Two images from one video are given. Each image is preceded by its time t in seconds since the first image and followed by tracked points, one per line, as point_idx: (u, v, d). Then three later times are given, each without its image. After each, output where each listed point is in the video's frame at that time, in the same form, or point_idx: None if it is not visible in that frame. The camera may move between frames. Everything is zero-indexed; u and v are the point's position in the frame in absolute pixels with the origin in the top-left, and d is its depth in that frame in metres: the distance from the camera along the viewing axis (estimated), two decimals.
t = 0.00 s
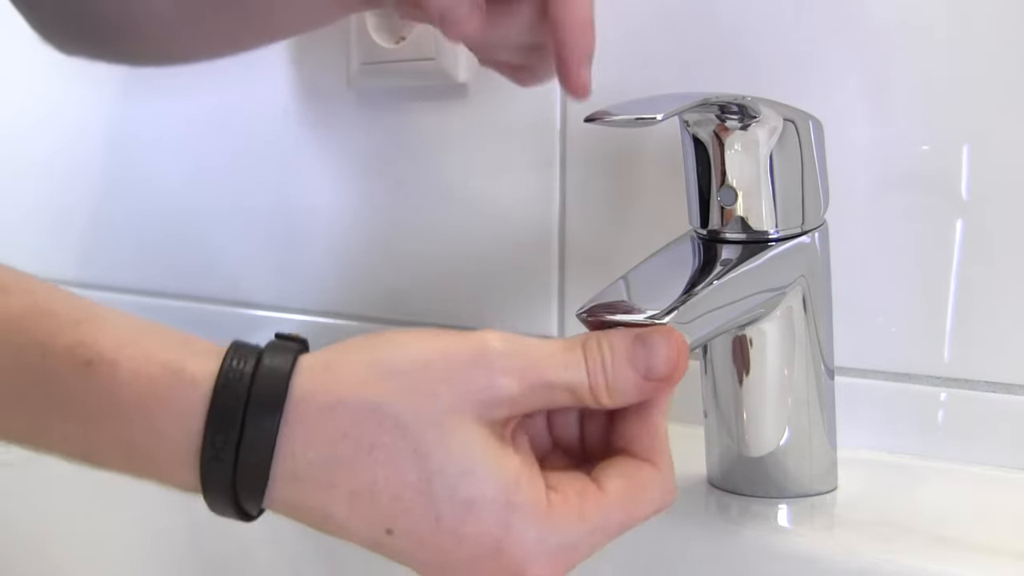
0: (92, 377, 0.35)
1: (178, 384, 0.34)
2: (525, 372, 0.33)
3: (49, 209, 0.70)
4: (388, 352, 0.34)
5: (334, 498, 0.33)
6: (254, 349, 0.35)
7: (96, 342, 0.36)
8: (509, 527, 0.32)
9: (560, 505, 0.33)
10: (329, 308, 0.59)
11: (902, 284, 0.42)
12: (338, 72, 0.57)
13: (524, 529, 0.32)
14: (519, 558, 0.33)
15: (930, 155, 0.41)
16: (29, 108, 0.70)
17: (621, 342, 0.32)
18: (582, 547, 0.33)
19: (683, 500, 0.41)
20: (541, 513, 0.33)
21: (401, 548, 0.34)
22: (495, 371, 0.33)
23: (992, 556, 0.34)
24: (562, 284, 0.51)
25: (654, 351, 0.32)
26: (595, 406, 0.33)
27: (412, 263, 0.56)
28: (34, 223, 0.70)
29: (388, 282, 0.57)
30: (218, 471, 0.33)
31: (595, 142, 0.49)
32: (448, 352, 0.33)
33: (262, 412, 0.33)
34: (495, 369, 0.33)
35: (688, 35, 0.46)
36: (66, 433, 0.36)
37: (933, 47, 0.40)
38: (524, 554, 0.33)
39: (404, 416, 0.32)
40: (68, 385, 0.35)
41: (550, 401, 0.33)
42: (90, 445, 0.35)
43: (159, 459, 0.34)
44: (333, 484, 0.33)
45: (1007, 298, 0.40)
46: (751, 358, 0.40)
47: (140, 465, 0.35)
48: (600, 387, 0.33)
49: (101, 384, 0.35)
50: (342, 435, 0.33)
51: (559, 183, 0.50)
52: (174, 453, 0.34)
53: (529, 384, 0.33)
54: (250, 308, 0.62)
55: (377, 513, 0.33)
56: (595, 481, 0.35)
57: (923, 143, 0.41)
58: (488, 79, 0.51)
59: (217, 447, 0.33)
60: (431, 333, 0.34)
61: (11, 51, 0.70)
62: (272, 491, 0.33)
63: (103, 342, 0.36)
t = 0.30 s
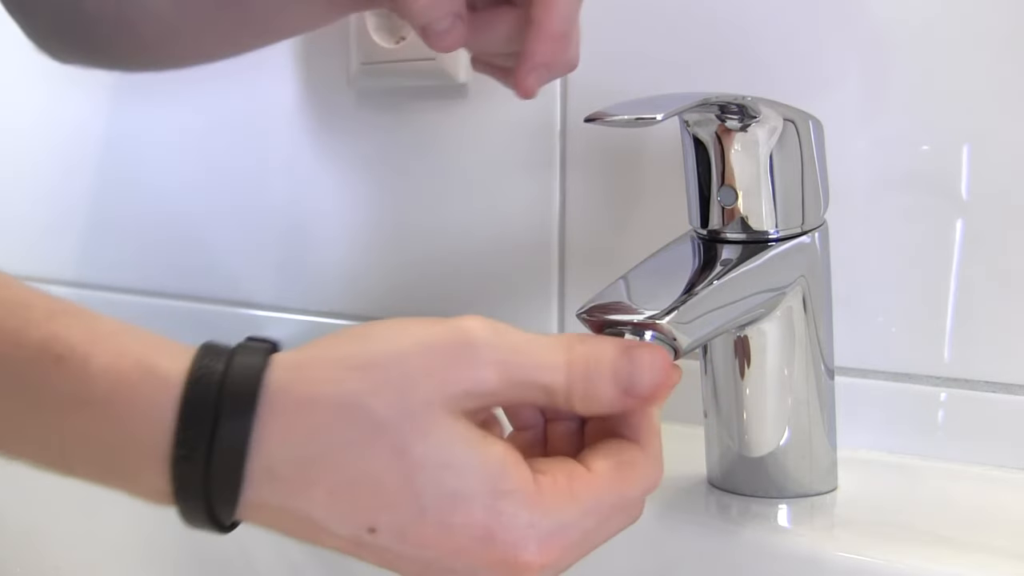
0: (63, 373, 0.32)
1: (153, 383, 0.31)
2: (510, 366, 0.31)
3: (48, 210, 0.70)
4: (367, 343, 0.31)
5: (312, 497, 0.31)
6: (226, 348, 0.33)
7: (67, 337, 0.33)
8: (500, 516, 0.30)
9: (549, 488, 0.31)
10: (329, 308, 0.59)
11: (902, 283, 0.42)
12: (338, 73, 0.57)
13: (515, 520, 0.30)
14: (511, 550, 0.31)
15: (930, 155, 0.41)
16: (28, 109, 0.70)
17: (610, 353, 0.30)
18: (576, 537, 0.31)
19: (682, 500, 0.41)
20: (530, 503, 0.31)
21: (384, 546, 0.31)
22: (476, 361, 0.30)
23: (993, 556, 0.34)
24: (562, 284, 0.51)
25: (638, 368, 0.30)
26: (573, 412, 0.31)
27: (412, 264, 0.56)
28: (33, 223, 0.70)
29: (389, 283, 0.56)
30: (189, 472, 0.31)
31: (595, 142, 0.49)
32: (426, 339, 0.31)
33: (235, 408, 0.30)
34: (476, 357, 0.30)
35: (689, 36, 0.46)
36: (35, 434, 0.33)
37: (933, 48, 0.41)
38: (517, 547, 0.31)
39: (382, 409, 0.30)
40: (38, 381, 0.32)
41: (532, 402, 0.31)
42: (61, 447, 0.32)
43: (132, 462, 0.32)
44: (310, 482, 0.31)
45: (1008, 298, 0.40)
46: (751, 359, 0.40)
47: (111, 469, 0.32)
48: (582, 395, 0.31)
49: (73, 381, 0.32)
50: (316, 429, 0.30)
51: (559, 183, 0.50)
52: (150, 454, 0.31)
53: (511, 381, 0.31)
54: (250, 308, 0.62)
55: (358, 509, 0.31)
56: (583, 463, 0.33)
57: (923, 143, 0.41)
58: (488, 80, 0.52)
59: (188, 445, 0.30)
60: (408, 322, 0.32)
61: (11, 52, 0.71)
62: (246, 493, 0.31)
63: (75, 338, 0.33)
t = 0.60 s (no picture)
0: (57, 404, 0.31)
1: (143, 407, 0.30)
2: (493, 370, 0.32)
3: (51, 209, 0.70)
4: (356, 353, 0.31)
5: (315, 511, 0.30)
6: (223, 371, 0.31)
7: (60, 365, 0.32)
8: (506, 513, 0.29)
9: (550, 485, 0.31)
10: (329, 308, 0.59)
11: (902, 283, 0.42)
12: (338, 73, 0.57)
13: (522, 517, 0.30)
14: (518, 550, 0.30)
15: (931, 155, 0.41)
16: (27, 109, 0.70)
17: (556, 349, 0.33)
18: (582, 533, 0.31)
19: (682, 501, 0.41)
20: (535, 499, 0.30)
21: (393, 559, 0.30)
22: (468, 363, 0.31)
23: (991, 556, 0.34)
24: (562, 284, 0.50)
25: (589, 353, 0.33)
26: (536, 412, 0.33)
27: (412, 265, 0.56)
28: (36, 223, 0.71)
29: (387, 283, 0.57)
30: (191, 497, 0.29)
31: (595, 142, 0.49)
32: (414, 346, 0.31)
33: (235, 432, 0.29)
34: (466, 363, 0.31)
35: (688, 36, 0.46)
36: (29, 465, 0.32)
37: (933, 48, 0.41)
38: (525, 545, 0.30)
39: (384, 415, 0.29)
40: (30, 413, 0.31)
41: (502, 406, 0.33)
42: (58, 478, 0.31)
43: (130, 492, 0.30)
44: (313, 495, 0.29)
45: (1007, 298, 0.40)
46: (751, 359, 0.39)
47: (110, 500, 0.31)
48: (543, 390, 0.33)
49: (68, 412, 0.31)
50: (316, 440, 0.29)
51: (559, 183, 0.50)
52: (149, 486, 0.30)
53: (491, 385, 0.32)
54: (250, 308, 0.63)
55: (364, 519, 0.30)
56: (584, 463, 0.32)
57: (923, 143, 0.41)
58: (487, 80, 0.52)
59: (189, 469, 0.29)
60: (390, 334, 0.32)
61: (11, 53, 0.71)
62: (249, 518, 0.30)
63: (66, 367, 0.32)
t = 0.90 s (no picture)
0: (67, 426, 0.30)
1: (162, 423, 0.30)
2: (505, 362, 0.30)
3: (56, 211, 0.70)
4: (365, 353, 0.30)
5: (330, 514, 0.29)
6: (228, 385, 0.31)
7: (70, 385, 0.30)
8: (525, 505, 0.29)
9: (572, 478, 0.31)
10: (328, 307, 0.59)
11: (902, 283, 0.42)
12: (337, 73, 0.57)
13: (541, 508, 0.30)
14: (539, 542, 0.30)
15: (931, 155, 0.41)
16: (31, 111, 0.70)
17: (570, 343, 0.32)
18: (600, 525, 0.31)
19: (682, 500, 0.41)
20: (554, 491, 0.30)
21: (411, 559, 0.30)
22: (477, 358, 0.30)
23: (991, 556, 0.34)
24: (562, 284, 0.51)
25: (604, 348, 0.31)
26: (552, 406, 0.32)
27: (411, 266, 0.56)
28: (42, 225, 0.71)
29: (386, 283, 0.57)
30: (206, 506, 0.29)
31: (594, 141, 0.49)
32: (423, 342, 0.30)
33: (247, 439, 0.29)
34: (476, 358, 0.30)
35: (689, 36, 0.46)
36: (42, 488, 0.31)
37: (933, 48, 0.41)
38: (544, 536, 0.30)
39: (394, 413, 0.29)
40: (40, 436, 0.30)
41: (514, 400, 0.32)
42: (72, 500, 0.30)
43: (150, 513, 0.30)
44: (328, 498, 0.29)
45: (1007, 297, 0.40)
46: (752, 359, 0.39)
47: (129, 521, 0.30)
48: (556, 384, 0.31)
49: (79, 435, 0.30)
50: (327, 441, 0.29)
51: (559, 183, 0.50)
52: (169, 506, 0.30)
53: (503, 378, 0.31)
54: (249, 308, 0.63)
55: (380, 518, 0.29)
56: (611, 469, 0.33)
57: (923, 143, 0.41)
58: (487, 80, 0.52)
59: (203, 477, 0.29)
60: (397, 332, 0.31)
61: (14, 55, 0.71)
62: (264, 525, 0.29)
63: (75, 387, 0.30)
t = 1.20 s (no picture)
0: (77, 426, 0.31)
1: (164, 413, 0.31)
2: (506, 359, 0.30)
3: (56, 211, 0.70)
4: (369, 348, 0.30)
5: (319, 501, 0.29)
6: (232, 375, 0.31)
7: (78, 389, 0.32)
8: (499, 504, 0.28)
9: (552, 477, 0.29)
10: (328, 308, 0.59)
11: (901, 283, 0.42)
12: (338, 73, 0.57)
13: (518, 508, 0.28)
14: (513, 544, 0.28)
15: (930, 155, 0.41)
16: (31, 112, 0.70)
17: (580, 343, 0.31)
18: (584, 528, 0.29)
19: (681, 500, 0.41)
20: (531, 490, 0.28)
21: (398, 553, 0.29)
22: (474, 356, 0.30)
23: (992, 556, 0.34)
24: (562, 285, 0.50)
25: (613, 349, 0.30)
26: (562, 407, 0.31)
27: (412, 267, 0.56)
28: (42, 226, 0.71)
29: (387, 283, 0.57)
30: (207, 491, 0.29)
31: (594, 142, 0.49)
32: (424, 341, 0.30)
33: (246, 428, 0.29)
34: (476, 356, 0.30)
35: (688, 36, 0.46)
36: (61, 490, 0.32)
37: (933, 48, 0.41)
38: (519, 539, 0.28)
39: (386, 405, 0.28)
40: (55, 438, 0.31)
41: (521, 401, 0.30)
42: (87, 500, 0.31)
43: (158, 504, 0.30)
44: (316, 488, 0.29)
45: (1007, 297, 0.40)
46: (752, 358, 0.40)
47: (142, 514, 0.31)
48: (566, 384, 0.30)
49: (88, 434, 0.31)
50: (320, 430, 0.29)
51: (559, 184, 0.50)
52: (173, 493, 0.30)
53: (504, 376, 0.30)
54: (250, 308, 0.63)
55: (365, 509, 0.28)
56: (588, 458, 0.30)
57: (923, 143, 0.41)
58: (487, 80, 0.52)
59: (205, 464, 0.29)
60: (404, 332, 0.31)
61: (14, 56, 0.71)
62: (267, 510, 0.29)
63: (83, 390, 0.32)
